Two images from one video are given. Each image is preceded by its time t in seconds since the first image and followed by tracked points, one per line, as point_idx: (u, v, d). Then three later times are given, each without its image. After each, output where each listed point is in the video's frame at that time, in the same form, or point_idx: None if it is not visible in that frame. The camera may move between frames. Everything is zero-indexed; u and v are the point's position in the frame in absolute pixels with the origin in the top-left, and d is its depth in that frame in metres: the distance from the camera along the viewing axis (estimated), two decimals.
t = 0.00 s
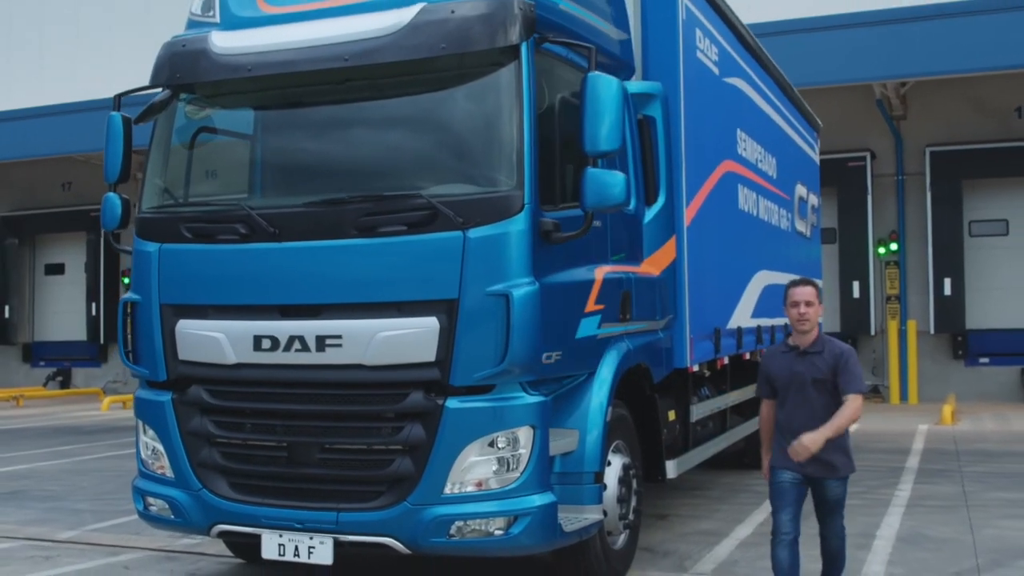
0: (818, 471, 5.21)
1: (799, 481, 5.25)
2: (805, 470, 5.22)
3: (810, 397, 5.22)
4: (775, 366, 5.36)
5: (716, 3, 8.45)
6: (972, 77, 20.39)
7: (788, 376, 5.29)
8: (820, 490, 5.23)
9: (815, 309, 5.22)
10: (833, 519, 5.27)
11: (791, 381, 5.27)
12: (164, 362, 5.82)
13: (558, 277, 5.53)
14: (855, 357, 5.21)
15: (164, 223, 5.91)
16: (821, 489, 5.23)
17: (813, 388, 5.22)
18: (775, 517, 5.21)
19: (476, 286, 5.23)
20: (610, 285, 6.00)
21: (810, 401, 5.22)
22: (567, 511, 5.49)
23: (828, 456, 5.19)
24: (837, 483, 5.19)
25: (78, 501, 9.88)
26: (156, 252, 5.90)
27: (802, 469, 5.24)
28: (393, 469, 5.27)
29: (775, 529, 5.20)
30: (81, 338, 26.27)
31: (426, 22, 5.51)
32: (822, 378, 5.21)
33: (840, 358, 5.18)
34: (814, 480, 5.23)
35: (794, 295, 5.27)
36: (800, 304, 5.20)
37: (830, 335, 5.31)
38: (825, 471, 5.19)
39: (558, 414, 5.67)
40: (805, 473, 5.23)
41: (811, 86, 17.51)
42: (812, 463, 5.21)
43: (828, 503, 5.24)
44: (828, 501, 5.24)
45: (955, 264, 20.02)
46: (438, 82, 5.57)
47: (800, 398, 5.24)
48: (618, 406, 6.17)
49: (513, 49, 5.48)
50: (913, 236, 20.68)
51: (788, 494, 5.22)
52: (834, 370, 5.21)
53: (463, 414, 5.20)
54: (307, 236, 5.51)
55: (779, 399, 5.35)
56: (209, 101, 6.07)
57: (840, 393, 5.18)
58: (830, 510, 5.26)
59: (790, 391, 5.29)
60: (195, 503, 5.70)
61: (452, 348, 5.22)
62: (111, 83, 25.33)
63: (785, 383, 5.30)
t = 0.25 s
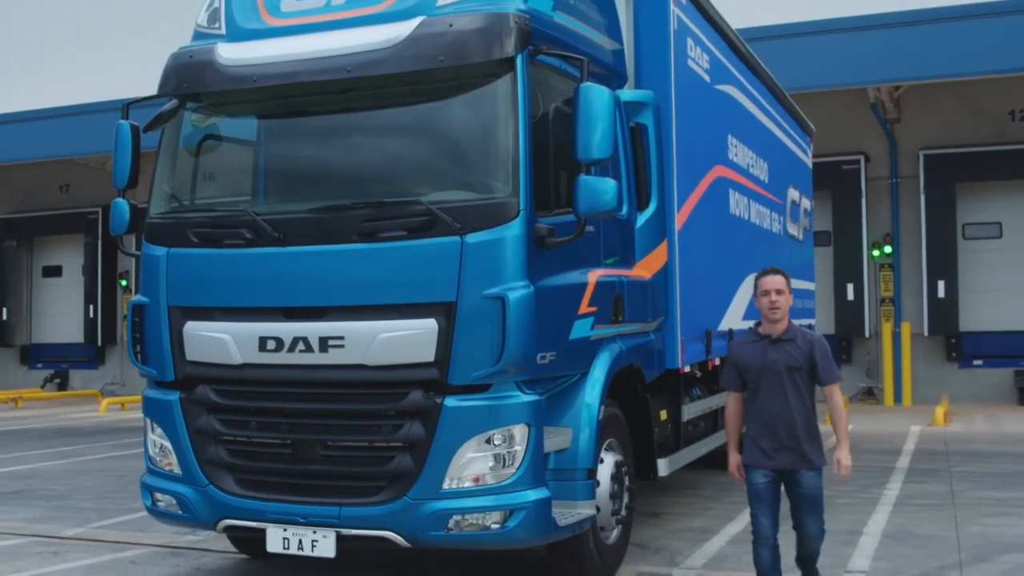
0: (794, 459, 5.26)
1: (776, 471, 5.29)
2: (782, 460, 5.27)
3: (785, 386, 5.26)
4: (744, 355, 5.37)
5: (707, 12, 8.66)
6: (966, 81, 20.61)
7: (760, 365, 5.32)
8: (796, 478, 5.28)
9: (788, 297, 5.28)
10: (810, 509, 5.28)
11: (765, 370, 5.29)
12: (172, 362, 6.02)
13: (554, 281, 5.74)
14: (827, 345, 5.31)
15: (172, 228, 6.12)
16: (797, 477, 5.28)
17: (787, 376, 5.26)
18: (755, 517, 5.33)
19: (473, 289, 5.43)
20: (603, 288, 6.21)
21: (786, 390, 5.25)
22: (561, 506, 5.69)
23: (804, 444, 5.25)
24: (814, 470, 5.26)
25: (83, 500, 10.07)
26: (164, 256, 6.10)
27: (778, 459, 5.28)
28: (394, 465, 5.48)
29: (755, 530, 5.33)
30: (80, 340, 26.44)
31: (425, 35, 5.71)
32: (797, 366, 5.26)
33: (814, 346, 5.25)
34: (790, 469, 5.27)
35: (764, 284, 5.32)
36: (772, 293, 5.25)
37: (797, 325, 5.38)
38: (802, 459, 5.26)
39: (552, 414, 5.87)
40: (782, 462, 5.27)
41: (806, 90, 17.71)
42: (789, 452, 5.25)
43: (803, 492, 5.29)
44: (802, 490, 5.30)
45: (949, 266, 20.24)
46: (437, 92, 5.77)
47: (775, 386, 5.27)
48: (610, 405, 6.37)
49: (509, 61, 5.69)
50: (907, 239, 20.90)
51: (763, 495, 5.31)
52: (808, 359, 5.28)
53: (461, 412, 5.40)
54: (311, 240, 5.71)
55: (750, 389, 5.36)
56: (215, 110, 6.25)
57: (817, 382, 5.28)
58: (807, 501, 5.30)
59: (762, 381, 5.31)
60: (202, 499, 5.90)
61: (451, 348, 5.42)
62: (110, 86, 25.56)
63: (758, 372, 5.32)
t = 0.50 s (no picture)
0: (773, 456, 5.34)
1: (756, 467, 5.36)
2: (763, 455, 5.34)
3: (769, 382, 5.35)
4: (726, 352, 5.43)
5: (698, 22, 8.91)
6: (959, 85, 20.87)
7: (744, 362, 5.39)
8: (774, 474, 5.34)
9: (771, 299, 5.39)
10: (782, 497, 5.30)
11: (749, 366, 5.37)
12: (181, 362, 6.27)
13: (547, 284, 5.98)
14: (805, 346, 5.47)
15: (182, 233, 6.36)
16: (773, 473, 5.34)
17: (770, 374, 5.36)
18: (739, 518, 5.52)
19: (470, 292, 5.68)
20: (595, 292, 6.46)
21: (769, 387, 5.35)
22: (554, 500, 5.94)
23: (785, 440, 5.35)
24: (792, 466, 5.34)
25: (89, 496, 10.30)
26: (173, 260, 6.35)
27: (759, 455, 5.35)
28: (394, 460, 5.73)
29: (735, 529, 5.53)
30: (81, 340, 26.67)
31: (425, 50, 5.96)
32: (780, 364, 5.37)
33: (796, 345, 5.40)
34: (768, 465, 5.35)
35: (748, 283, 5.39)
36: (755, 293, 5.32)
37: (774, 326, 5.50)
38: (780, 455, 5.34)
39: (545, 413, 6.12)
40: (762, 458, 5.35)
41: (800, 93, 17.95)
42: (769, 448, 5.33)
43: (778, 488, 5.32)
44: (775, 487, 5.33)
45: (941, 268, 20.50)
46: (436, 103, 6.02)
47: (758, 383, 5.35)
48: (601, 403, 6.62)
49: (504, 73, 5.94)
50: (901, 241, 21.18)
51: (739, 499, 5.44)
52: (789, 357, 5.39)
53: (458, 409, 5.66)
54: (314, 246, 5.96)
55: (730, 386, 5.42)
56: (223, 119, 6.51)
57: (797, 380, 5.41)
58: (779, 489, 5.31)
59: (745, 378, 5.38)
60: (209, 493, 6.14)
61: (448, 349, 5.68)
62: (109, 87, 25.80)
63: (740, 369, 5.39)
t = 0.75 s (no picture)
0: (751, 452, 5.47)
1: (735, 462, 5.48)
2: (743, 450, 5.47)
3: (754, 378, 5.50)
4: (712, 347, 5.57)
5: (688, 32, 9.17)
6: (954, 89, 21.14)
7: (729, 358, 5.54)
8: (752, 469, 5.46)
9: (756, 296, 5.53)
10: (757, 498, 5.44)
11: (734, 362, 5.51)
12: (190, 361, 6.54)
13: (539, 286, 6.25)
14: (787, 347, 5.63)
15: (190, 239, 6.63)
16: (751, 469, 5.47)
17: (754, 371, 5.51)
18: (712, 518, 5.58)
19: (466, 295, 5.95)
20: (586, 294, 6.72)
21: (752, 383, 5.50)
22: (547, 493, 6.21)
23: (765, 436, 5.48)
24: (769, 463, 5.47)
25: (97, 493, 10.56)
26: (181, 264, 6.61)
27: (739, 450, 5.48)
28: (393, 455, 6.00)
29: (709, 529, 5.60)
30: (84, 342, 26.91)
31: (423, 63, 6.22)
32: (764, 361, 5.53)
33: (780, 344, 5.55)
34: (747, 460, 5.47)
35: (735, 280, 5.54)
36: (744, 289, 5.48)
37: (757, 325, 5.66)
38: (759, 450, 5.47)
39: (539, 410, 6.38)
40: (741, 454, 5.47)
41: (796, 97, 18.22)
42: (748, 443, 5.46)
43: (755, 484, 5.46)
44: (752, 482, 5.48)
45: (935, 270, 20.77)
46: (433, 113, 6.28)
47: (742, 379, 5.50)
48: (593, 402, 6.88)
49: (498, 86, 6.20)
50: (896, 243, 21.44)
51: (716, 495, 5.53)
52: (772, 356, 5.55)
53: (454, 407, 5.93)
54: (317, 250, 6.23)
55: (715, 381, 5.56)
56: (229, 128, 6.77)
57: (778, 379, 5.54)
58: (754, 490, 5.47)
59: (729, 373, 5.52)
60: (217, 487, 6.42)
61: (445, 349, 5.94)
62: (111, 91, 26.11)
63: (725, 364, 5.53)
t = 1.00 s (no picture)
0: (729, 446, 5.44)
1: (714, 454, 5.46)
2: (719, 443, 5.44)
3: (728, 369, 5.45)
4: (686, 342, 5.56)
5: (678, 42, 9.50)
6: (944, 94, 21.47)
7: (702, 351, 5.51)
8: (729, 463, 5.45)
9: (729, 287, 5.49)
10: (736, 498, 5.48)
11: (708, 354, 5.48)
12: (199, 360, 6.85)
13: (532, 289, 6.56)
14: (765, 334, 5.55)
15: (199, 243, 6.93)
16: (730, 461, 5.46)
17: (728, 361, 5.47)
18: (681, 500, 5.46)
19: (463, 297, 6.26)
20: (578, 296, 7.03)
21: (726, 374, 5.46)
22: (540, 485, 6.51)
23: (742, 428, 5.45)
24: (746, 456, 5.46)
25: (105, 489, 10.86)
26: (191, 268, 6.91)
27: (715, 444, 5.46)
28: (393, 450, 6.31)
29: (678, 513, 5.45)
30: (86, 344, 27.21)
31: (422, 76, 6.53)
32: (738, 351, 5.47)
33: (754, 333, 5.49)
34: (723, 454, 5.44)
35: (705, 272, 5.51)
36: (715, 279, 5.44)
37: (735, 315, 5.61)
38: (736, 443, 5.44)
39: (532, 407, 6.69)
40: (718, 446, 5.45)
41: (788, 102, 18.53)
42: (724, 436, 5.44)
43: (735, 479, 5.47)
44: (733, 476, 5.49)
45: (927, 272, 21.08)
46: (431, 124, 6.59)
47: (714, 371, 5.46)
48: (585, 399, 7.18)
49: (493, 98, 6.51)
50: (888, 245, 21.77)
51: (691, 479, 5.46)
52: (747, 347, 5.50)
53: (452, 403, 6.24)
54: (321, 254, 6.53)
55: (690, 375, 5.54)
56: (235, 137, 7.07)
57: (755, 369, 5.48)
58: (734, 487, 5.49)
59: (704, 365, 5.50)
60: (225, 481, 6.72)
61: (443, 348, 6.25)
62: (112, 94, 26.42)
63: (699, 357, 5.51)
